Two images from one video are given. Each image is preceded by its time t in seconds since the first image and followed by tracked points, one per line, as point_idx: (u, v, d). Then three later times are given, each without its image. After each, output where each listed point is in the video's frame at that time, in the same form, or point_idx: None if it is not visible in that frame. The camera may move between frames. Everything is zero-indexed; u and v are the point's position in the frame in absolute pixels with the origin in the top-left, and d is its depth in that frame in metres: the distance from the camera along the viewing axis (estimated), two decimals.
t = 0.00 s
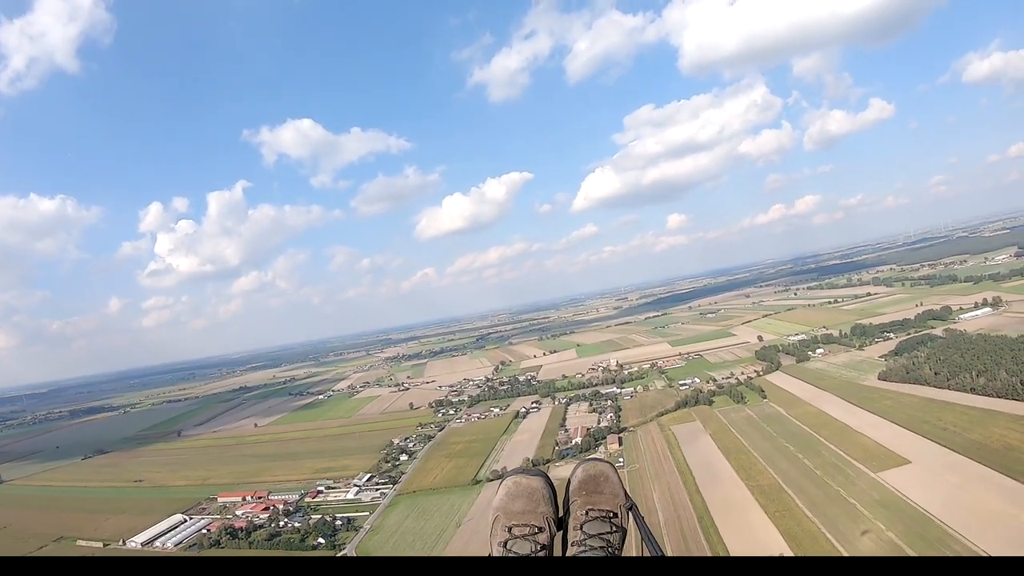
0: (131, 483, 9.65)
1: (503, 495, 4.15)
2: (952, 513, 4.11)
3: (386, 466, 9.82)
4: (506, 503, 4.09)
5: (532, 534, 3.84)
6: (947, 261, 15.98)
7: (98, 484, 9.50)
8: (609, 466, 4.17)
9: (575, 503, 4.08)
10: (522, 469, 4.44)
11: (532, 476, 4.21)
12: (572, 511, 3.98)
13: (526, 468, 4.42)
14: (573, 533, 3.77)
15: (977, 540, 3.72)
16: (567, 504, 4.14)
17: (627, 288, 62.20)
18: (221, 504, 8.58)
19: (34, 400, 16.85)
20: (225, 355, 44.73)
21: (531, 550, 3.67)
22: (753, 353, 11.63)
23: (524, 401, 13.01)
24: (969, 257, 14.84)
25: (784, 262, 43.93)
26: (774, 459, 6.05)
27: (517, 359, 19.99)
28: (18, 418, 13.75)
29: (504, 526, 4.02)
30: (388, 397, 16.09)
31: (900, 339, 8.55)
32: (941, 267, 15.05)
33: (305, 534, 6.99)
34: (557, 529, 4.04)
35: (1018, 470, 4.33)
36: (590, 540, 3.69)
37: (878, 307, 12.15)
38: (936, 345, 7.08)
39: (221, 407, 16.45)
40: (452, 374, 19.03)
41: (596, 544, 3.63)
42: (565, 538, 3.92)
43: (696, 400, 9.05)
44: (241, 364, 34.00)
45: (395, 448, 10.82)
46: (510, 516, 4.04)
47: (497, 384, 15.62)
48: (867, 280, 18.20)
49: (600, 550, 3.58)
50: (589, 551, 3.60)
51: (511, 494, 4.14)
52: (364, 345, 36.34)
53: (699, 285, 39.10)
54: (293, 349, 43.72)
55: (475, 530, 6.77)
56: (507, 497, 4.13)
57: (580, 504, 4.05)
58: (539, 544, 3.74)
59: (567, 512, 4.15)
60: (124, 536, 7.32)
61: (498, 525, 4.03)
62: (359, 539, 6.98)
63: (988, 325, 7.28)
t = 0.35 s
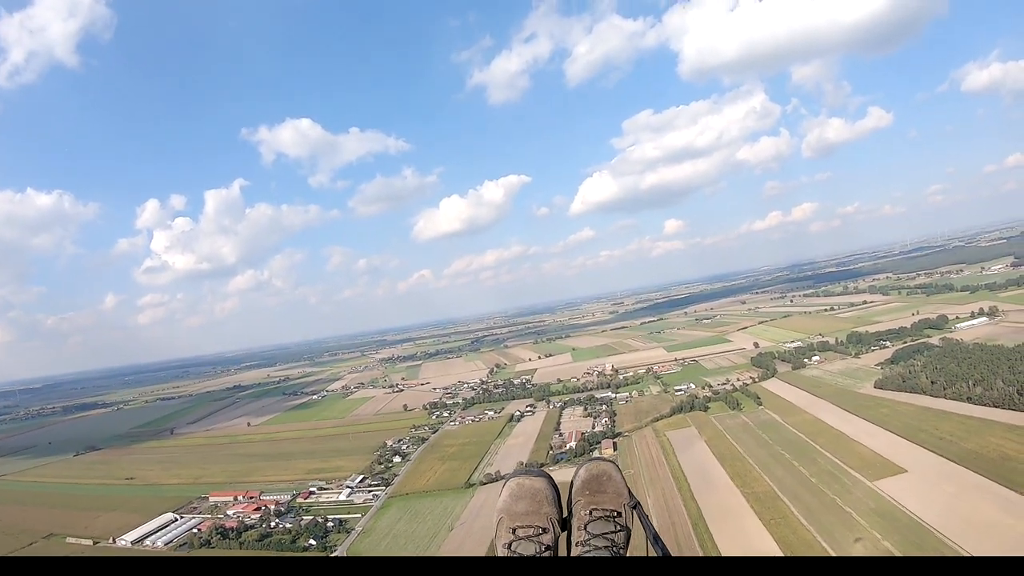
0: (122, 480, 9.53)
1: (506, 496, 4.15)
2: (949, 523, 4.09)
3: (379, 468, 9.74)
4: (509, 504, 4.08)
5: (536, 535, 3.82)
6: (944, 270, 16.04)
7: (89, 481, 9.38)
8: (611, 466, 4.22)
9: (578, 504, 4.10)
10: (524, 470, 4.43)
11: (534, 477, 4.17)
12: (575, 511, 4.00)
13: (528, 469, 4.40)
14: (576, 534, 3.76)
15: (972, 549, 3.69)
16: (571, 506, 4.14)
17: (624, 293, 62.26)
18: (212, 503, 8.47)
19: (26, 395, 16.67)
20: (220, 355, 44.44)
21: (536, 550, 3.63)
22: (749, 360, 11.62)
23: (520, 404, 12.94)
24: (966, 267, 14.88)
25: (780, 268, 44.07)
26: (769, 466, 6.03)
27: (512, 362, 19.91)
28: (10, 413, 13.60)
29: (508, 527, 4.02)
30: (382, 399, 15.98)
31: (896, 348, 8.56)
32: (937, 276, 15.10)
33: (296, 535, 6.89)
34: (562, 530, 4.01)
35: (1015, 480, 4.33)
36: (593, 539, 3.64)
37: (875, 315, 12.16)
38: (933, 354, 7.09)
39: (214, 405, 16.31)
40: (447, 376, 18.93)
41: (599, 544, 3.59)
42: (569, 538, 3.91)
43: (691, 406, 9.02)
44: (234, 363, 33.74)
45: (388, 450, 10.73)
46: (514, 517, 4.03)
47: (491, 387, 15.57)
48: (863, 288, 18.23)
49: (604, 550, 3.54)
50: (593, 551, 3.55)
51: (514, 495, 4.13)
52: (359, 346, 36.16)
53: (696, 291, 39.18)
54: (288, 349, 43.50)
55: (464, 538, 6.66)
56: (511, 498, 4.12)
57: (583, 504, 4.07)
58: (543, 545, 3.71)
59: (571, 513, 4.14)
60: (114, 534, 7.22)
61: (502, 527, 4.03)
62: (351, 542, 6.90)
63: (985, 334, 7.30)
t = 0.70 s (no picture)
0: (106, 478, 9.26)
1: (515, 499, 4.08)
2: (939, 530, 4.09)
3: (366, 468, 9.60)
4: (518, 507, 4.01)
5: (543, 539, 3.71)
6: (933, 278, 16.32)
7: (72, 478, 9.10)
8: (621, 472, 4.07)
9: (587, 509, 3.95)
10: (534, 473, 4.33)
11: (544, 480, 4.10)
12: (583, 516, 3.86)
13: (539, 473, 4.31)
14: (584, 537, 3.63)
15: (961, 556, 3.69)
16: (579, 512, 4.01)
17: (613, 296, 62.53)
18: (196, 502, 8.26)
19: (5, 389, 16.20)
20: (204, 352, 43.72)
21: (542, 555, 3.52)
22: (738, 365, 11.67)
23: (508, 406, 12.88)
24: (952, 276, 15.13)
25: (768, 274, 44.55)
26: (758, 471, 6.03)
27: (501, 364, 19.81)
28: None
29: (515, 531, 3.92)
30: (370, 399, 15.80)
31: (886, 355, 8.67)
32: (923, 286, 15.34)
33: (281, 536, 6.73)
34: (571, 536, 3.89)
35: (1002, 488, 4.36)
36: (601, 545, 3.53)
37: (863, 322, 12.29)
38: (922, 361, 7.19)
39: (200, 403, 15.98)
40: (436, 377, 18.77)
41: (607, 550, 3.47)
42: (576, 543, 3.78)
43: (680, 410, 9.02)
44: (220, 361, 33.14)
45: (375, 451, 10.59)
46: (522, 520, 3.95)
47: (480, 388, 15.48)
48: (852, 295, 18.46)
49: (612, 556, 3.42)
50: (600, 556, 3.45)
51: (523, 498, 4.05)
52: (347, 346, 35.75)
53: (685, 295, 39.47)
54: (275, 347, 42.94)
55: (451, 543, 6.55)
56: (520, 501, 4.06)
57: (591, 510, 3.92)
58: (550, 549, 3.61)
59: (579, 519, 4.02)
60: (98, 532, 7.00)
61: (510, 530, 3.94)
62: (336, 543, 6.75)
63: (974, 342, 7.41)
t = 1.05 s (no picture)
0: (87, 476, 8.86)
1: (526, 499, 3.90)
2: (926, 532, 4.10)
3: (350, 468, 9.41)
4: (529, 506, 3.83)
5: (555, 539, 3.53)
6: (917, 281, 16.66)
7: (54, 476, 8.68)
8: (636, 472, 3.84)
9: (599, 510, 3.70)
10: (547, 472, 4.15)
11: (556, 479, 3.92)
12: (595, 515, 3.62)
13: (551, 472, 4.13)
14: (595, 538, 3.44)
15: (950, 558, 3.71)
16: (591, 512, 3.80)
17: (599, 296, 62.87)
18: (179, 501, 7.98)
19: None
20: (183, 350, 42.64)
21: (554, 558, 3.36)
22: (724, 366, 11.75)
23: (493, 406, 12.78)
24: (936, 280, 15.40)
25: (751, 276, 45.15)
26: (743, 472, 6.05)
27: (486, 364, 19.69)
28: None
29: (526, 531, 3.73)
30: (355, 398, 15.54)
31: (871, 356, 8.78)
32: (904, 290, 15.63)
33: (264, 536, 6.52)
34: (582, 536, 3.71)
35: (987, 489, 4.39)
36: (613, 547, 3.39)
37: (848, 324, 12.45)
38: (907, 363, 7.31)
39: (183, 401, 15.53)
40: (422, 376, 18.57)
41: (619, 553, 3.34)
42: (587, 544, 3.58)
43: (666, 411, 9.03)
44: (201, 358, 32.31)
45: (359, 450, 10.39)
46: (533, 520, 3.76)
47: (465, 388, 15.35)
48: (839, 297, 18.68)
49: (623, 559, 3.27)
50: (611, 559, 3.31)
51: (534, 498, 3.87)
52: (332, 344, 35.17)
53: (671, 296, 39.81)
54: (257, 345, 42.10)
55: (435, 543, 6.44)
56: (531, 500, 3.88)
57: (602, 511, 3.67)
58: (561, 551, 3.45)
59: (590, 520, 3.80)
60: (80, 531, 6.66)
61: (521, 530, 3.74)
62: (320, 543, 6.55)
63: (959, 345, 7.53)
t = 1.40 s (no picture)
0: (67, 476, 8.43)
1: (529, 495, 3.79)
2: (911, 531, 4.14)
3: (332, 468, 9.17)
4: (531, 503, 3.72)
5: (556, 537, 3.46)
6: (896, 284, 17.09)
7: (34, 476, 8.29)
8: (638, 472, 3.78)
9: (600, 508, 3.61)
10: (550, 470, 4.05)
11: (559, 477, 3.81)
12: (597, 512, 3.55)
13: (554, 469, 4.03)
14: (595, 536, 3.33)
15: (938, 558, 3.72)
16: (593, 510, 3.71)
17: (583, 296, 63.14)
18: (159, 501, 7.67)
19: None
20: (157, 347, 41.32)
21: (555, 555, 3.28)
22: (706, 366, 11.84)
23: (476, 405, 12.66)
24: (915, 283, 15.81)
25: (732, 278, 45.82)
26: (728, 472, 6.05)
27: (470, 363, 19.53)
28: None
29: (528, 528, 3.61)
30: (338, 397, 15.23)
31: (854, 357, 8.94)
32: (881, 293, 16.01)
33: (245, 537, 6.30)
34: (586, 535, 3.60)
35: (971, 489, 4.43)
36: (614, 545, 3.27)
37: (831, 325, 12.67)
38: (891, 363, 7.45)
39: (166, 400, 15.01)
40: (405, 375, 18.31)
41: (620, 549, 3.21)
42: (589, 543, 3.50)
43: (649, 411, 9.03)
44: (177, 357, 31.27)
45: (342, 450, 10.17)
46: (535, 517, 3.64)
47: (449, 387, 15.20)
48: (821, 298, 19.02)
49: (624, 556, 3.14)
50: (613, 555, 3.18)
51: (537, 496, 3.76)
52: (314, 343, 34.47)
53: (654, 296, 40.18)
54: (234, 343, 41.02)
55: (417, 544, 6.29)
56: (534, 497, 3.77)
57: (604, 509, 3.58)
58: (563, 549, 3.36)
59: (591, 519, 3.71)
60: (60, 532, 6.35)
61: (522, 527, 3.62)
62: (302, 544, 6.33)
63: (942, 346, 7.71)
